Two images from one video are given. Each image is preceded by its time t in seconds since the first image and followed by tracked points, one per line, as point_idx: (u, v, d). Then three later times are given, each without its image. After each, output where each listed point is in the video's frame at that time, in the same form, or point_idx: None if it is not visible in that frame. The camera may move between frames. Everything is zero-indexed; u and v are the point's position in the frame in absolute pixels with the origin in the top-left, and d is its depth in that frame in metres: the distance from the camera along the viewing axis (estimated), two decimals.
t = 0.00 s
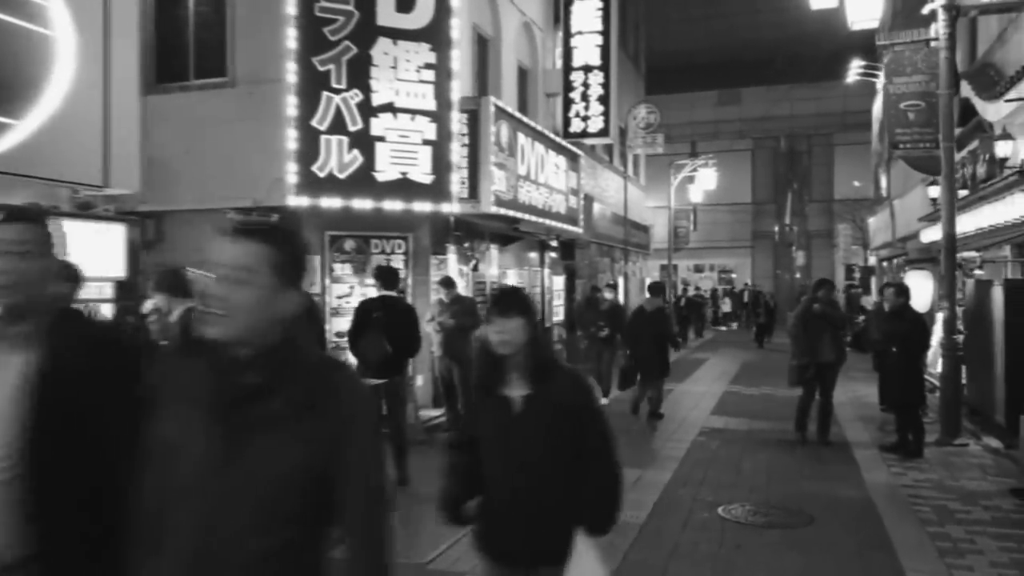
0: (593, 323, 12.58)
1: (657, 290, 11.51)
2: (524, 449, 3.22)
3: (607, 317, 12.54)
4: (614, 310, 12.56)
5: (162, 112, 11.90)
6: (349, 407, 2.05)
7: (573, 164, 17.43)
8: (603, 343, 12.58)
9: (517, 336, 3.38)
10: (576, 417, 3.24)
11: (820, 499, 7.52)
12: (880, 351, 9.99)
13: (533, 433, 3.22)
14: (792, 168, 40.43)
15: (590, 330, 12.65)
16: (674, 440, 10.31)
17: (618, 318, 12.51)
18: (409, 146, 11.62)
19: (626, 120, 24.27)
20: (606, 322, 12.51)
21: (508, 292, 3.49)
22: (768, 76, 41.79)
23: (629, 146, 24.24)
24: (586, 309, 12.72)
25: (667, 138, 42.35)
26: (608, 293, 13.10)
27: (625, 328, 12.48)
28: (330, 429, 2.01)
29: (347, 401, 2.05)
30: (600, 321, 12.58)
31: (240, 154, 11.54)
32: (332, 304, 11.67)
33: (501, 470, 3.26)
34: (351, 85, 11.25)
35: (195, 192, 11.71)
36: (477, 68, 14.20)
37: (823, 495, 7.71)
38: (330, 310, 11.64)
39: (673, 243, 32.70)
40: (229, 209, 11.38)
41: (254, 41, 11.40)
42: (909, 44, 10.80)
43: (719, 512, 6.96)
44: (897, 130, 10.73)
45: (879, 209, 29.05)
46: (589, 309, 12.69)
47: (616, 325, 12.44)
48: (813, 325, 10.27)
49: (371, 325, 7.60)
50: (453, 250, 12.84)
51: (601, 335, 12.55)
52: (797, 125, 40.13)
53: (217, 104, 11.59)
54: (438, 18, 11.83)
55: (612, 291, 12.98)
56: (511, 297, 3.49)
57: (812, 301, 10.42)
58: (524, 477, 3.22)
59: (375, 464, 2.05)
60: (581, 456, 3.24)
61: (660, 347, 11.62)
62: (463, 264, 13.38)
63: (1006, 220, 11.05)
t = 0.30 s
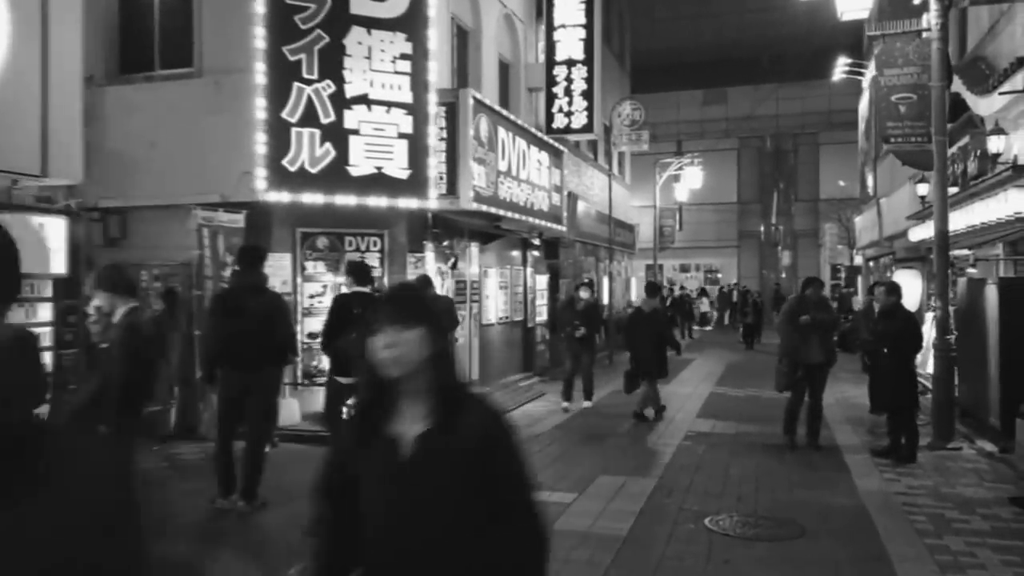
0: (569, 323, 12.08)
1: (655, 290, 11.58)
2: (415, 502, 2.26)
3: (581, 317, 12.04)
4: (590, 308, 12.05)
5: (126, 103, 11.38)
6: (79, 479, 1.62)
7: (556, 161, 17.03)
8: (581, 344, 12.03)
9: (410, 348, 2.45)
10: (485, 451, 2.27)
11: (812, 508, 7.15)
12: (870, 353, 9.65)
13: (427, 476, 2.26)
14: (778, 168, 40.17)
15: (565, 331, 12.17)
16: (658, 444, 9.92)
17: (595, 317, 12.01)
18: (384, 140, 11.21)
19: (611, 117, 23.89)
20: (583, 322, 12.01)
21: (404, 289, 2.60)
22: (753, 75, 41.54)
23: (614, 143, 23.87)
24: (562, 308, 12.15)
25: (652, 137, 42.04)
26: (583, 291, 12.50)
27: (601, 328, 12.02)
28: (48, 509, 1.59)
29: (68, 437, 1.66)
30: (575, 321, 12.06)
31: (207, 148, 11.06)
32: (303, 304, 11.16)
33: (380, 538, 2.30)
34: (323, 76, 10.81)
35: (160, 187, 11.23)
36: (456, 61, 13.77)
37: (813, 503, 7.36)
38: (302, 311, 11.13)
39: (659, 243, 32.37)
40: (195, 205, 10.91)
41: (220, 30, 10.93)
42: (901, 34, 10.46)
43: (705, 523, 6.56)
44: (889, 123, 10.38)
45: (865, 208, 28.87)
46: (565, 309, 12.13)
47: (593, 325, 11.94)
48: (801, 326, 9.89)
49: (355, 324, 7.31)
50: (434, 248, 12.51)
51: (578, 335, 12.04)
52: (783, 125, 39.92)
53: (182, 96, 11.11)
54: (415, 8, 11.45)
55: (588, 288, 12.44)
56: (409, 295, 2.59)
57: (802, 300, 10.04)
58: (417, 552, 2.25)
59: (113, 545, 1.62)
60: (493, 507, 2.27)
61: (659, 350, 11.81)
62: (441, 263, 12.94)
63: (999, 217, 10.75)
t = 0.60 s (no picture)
0: (548, 327, 11.49)
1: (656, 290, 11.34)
2: None
3: (560, 318, 11.49)
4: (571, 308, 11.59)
5: (93, 95, 10.90)
6: None
7: (544, 157, 16.61)
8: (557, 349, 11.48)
9: (202, 366, 1.77)
10: (308, 510, 1.59)
11: (811, 521, 6.75)
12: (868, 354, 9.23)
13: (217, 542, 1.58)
14: (768, 167, 39.87)
15: (545, 335, 11.58)
16: (648, 450, 9.50)
17: (575, 321, 11.51)
18: (363, 133, 10.76)
19: (600, 113, 23.48)
20: (563, 325, 11.47)
21: (192, 279, 1.95)
22: (744, 73, 41.22)
23: (603, 140, 23.48)
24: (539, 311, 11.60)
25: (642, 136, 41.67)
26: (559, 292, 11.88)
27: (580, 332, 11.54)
28: None
29: None
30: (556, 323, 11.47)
31: (177, 141, 10.57)
32: (279, 304, 10.69)
33: None
34: (299, 66, 10.36)
35: (129, 182, 10.75)
36: (440, 52, 13.31)
37: (813, 514, 6.96)
38: (277, 312, 10.61)
39: (649, 242, 32.01)
40: (165, 200, 10.44)
41: (191, 17, 10.43)
42: (900, 24, 10.07)
43: (698, 538, 6.15)
44: (888, 117, 10.00)
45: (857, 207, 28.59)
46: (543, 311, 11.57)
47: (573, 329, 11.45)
48: (797, 327, 9.40)
49: (319, 327, 7.29)
50: (416, 246, 12.04)
51: (559, 339, 11.49)
52: (773, 123, 39.63)
53: (153, 87, 10.62)
54: None
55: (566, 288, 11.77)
56: (200, 289, 1.90)
57: (798, 300, 9.63)
58: None
59: None
60: None
61: (663, 352, 11.38)
62: (423, 261, 12.45)
63: (1000, 214, 10.39)
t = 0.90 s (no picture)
0: (534, 330, 10.78)
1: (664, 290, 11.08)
2: None
3: (544, 321, 10.90)
4: (556, 311, 11.07)
5: (58, 86, 10.40)
6: None
7: (533, 153, 16.15)
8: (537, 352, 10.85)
9: None
10: None
11: (814, 535, 6.33)
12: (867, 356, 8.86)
13: None
14: (760, 166, 39.54)
15: (527, 338, 10.88)
16: (640, 457, 9.08)
17: (560, 325, 11.00)
18: (343, 125, 10.30)
19: (590, 109, 23.04)
20: (548, 329, 10.85)
21: None
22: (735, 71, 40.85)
23: (593, 137, 23.05)
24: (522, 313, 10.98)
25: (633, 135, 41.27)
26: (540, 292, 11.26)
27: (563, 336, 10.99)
28: None
29: None
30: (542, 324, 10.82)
31: (147, 134, 10.08)
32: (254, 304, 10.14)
33: None
34: (276, 55, 9.88)
35: (97, 176, 10.25)
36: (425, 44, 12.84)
37: (817, 527, 6.55)
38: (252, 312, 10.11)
39: (640, 241, 31.61)
40: (134, 195, 9.95)
41: (162, 3, 9.94)
42: (902, 12, 9.66)
43: (695, 556, 5.72)
44: (890, 110, 9.62)
45: (850, 206, 28.28)
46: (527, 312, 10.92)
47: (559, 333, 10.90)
48: (795, 329, 9.02)
49: (269, 327, 6.93)
50: (399, 244, 11.54)
51: (544, 343, 10.82)
52: (765, 122, 39.30)
53: (122, 76, 10.13)
54: None
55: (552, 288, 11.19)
56: None
57: (797, 300, 9.22)
58: None
59: None
60: None
61: (667, 356, 11.24)
62: (406, 260, 11.97)
63: (1005, 211, 9.99)
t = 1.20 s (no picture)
0: (519, 330, 10.24)
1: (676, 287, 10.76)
2: None
3: (533, 320, 10.31)
4: (543, 309, 10.42)
5: (22, 74, 9.90)
6: None
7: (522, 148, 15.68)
8: (522, 353, 10.34)
9: None
10: None
11: (821, 551, 5.89)
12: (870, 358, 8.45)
13: None
14: (752, 164, 39.21)
15: (513, 338, 10.33)
16: (634, 464, 8.63)
17: (548, 325, 10.38)
18: (322, 116, 9.83)
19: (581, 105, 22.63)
20: (536, 329, 10.27)
21: None
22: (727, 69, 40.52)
23: (584, 133, 22.64)
24: (508, 311, 10.43)
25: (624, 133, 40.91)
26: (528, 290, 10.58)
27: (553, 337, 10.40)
28: None
29: None
30: (529, 323, 10.25)
31: (116, 124, 9.58)
32: (229, 303, 9.65)
33: None
34: (251, 41, 9.43)
35: (63, 168, 9.74)
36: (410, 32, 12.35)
37: (824, 542, 6.12)
38: (226, 312, 9.60)
39: (631, 239, 31.25)
40: (102, 188, 9.44)
41: None
42: None
43: None
44: (895, 100, 9.25)
45: (844, 205, 27.96)
46: (513, 311, 10.36)
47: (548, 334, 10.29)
48: (795, 331, 8.60)
49: (214, 325, 6.43)
50: (383, 240, 11.04)
51: (530, 344, 10.26)
52: (757, 120, 39.00)
53: (89, 63, 9.63)
54: None
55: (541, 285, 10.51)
56: None
57: (799, 300, 8.80)
58: None
59: None
60: None
61: (679, 351, 11.01)
62: (390, 257, 11.48)
63: (1011, 207, 9.58)
